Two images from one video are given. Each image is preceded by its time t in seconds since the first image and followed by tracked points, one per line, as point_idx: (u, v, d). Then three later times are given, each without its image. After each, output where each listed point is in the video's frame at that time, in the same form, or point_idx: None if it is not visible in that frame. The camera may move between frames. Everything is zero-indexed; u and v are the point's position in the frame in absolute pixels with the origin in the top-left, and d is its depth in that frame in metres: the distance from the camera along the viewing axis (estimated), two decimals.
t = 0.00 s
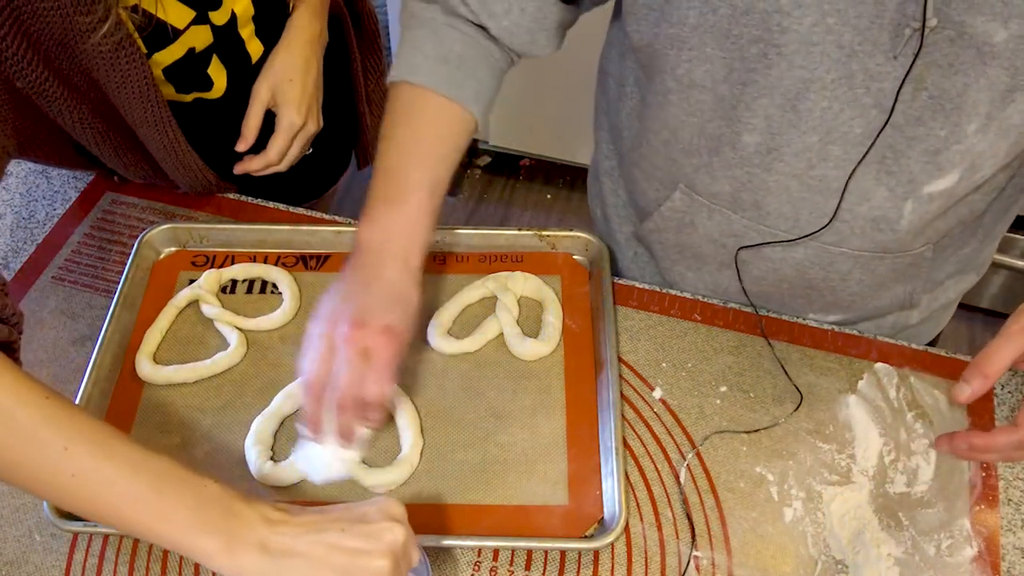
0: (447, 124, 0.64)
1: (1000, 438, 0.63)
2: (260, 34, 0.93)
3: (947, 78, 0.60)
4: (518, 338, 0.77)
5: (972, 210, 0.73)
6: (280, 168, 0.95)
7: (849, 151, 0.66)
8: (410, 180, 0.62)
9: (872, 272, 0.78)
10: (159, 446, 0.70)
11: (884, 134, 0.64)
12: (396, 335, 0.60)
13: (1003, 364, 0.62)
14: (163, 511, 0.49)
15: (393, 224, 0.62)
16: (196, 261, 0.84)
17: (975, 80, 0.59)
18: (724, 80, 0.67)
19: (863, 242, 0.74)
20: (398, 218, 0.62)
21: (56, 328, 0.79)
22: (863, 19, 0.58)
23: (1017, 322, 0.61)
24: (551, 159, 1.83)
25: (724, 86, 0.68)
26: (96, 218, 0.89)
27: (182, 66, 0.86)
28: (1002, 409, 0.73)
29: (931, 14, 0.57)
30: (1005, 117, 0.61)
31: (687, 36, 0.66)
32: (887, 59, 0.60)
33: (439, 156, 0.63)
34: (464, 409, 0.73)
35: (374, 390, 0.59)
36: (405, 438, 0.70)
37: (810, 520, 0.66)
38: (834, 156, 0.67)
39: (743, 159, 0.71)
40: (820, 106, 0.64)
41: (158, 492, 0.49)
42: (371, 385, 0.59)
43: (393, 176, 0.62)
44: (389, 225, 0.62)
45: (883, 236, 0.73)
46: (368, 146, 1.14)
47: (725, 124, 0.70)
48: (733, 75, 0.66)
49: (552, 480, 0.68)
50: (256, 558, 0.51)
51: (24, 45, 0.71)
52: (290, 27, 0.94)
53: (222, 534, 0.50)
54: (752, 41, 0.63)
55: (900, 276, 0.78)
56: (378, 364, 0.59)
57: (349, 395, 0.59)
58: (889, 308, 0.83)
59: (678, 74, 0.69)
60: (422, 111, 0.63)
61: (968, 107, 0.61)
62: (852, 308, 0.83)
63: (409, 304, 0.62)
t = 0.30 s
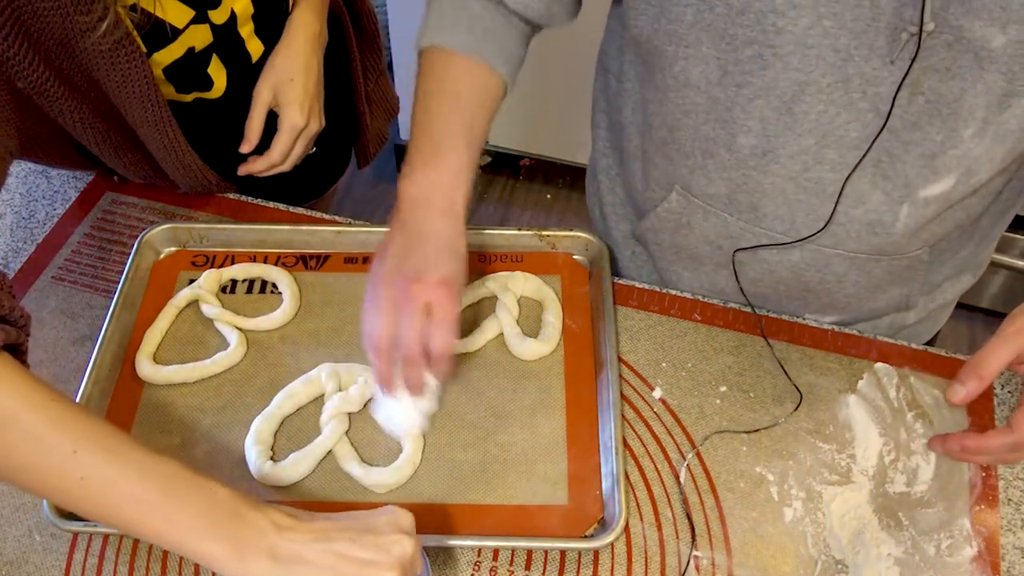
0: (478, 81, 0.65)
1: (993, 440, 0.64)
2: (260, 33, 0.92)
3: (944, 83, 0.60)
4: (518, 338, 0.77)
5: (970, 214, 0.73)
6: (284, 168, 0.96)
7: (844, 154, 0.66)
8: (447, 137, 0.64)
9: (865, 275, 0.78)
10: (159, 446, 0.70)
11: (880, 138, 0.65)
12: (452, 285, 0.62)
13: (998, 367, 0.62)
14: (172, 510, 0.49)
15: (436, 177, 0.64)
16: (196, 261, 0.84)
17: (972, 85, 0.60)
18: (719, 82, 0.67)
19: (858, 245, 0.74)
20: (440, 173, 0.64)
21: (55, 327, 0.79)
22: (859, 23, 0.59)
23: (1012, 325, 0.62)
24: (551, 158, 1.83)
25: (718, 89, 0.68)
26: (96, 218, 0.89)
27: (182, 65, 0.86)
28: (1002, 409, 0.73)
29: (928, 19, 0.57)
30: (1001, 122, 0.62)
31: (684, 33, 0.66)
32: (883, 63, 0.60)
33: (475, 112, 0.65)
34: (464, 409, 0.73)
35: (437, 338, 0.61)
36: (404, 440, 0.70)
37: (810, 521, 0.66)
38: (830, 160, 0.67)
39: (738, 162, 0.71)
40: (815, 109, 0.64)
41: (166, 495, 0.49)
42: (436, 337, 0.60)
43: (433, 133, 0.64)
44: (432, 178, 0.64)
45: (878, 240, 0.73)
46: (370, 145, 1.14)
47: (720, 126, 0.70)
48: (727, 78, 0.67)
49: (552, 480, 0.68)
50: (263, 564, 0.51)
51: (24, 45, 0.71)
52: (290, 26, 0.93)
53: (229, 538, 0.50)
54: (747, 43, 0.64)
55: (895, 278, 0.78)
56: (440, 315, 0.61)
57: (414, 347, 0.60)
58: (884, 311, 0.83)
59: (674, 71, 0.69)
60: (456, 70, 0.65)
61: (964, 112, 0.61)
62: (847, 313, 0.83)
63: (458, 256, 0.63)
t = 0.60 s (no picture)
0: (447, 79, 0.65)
1: (982, 444, 0.64)
2: (261, 28, 0.92)
3: (940, 84, 0.60)
4: (518, 338, 0.77)
5: (968, 215, 0.73)
6: (291, 166, 0.95)
7: (841, 155, 0.67)
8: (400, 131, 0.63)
9: (863, 275, 0.78)
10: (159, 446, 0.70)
11: (878, 139, 0.65)
12: (383, 289, 0.61)
13: (989, 372, 0.62)
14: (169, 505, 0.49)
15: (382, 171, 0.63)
16: (196, 260, 0.84)
17: (967, 87, 0.60)
18: (716, 83, 0.68)
19: (855, 246, 0.74)
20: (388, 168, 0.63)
21: (55, 328, 0.79)
22: (857, 24, 0.59)
23: (1004, 329, 0.61)
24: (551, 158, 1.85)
25: (717, 89, 0.68)
26: (96, 218, 0.89)
27: (183, 61, 0.86)
28: (1002, 409, 0.73)
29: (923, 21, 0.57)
30: (996, 124, 0.62)
31: (682, 35, 0.66)
32: (880, 63, 0.60)
33: (435, 110, 0.64)
34: (464, 409, 0.73)
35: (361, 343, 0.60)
36: (404, 440, 0.70)
37: (810, 521, 0.66)
38: (827, 159, 0.67)
39: (736, 161, 0.71)
40: (813, 109, 0.64)
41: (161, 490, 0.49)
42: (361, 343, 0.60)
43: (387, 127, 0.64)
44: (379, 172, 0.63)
45: (874, 241, 0.73)
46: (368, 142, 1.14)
47: (718, 125, 0.70)
48: (725, 78, 0.67)
49: (552, 479, 0.68)
50: (260, 561, 0.49)
51: (25, 39, 0.72)
52: (291, 23, 0.93)
53: (230, 534, 0.49)
54: (745, 44, 0.64)
55: (893, 277, 0.78)
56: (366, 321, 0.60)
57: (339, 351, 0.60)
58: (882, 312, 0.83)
59: (673, 71, 0.69)
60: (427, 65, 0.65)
61: (959, 114, 0.61)
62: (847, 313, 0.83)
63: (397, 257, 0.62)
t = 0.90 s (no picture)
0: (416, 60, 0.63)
1: (980, 447, 0.64)
2: (261, 18, 0.92)
3: (937, 85, 0.60)
4: (518, 338, 0.77)
5: (965, 215, 0.73)
6: (292, 158, 0.95)
7: (840, 155, 0.67)
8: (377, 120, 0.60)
9: (861, 276, 0.78)
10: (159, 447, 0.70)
11: (876, 139, 0.65)
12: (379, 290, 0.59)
13: (987, 374, 0.62)
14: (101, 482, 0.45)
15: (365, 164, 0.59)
16: (196, 260, 0.84)
17: (964, 88, 0.60)
18: (713, 85, 0.68)
19: (853, 246, 0.74)
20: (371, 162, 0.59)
21: (55, 328, 0.79)
22: (854, 25, 0.59)
23: (1001, 332, 0.61)
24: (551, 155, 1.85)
25: (713, 91, 0.68)
26: (96, 218, 0.89)
27: (179, 44, 0.85)
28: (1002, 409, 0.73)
29: (921, 23, 0.57)
30: (993, 125, 0.62)
31: (679, 35, 0.66)
32: (877, 64, 0.60)
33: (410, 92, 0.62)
34: (465, 409, 0.73)
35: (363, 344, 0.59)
36: (405, 441, 0.70)
37: (810, 521, 0.66)
38: (826, 159, 0.67)
39: (734, 162, 0.71)
40: (811, 110, 0.64)
41: (97, 467, 0.45)
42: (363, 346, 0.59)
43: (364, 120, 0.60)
44: (359, 163, 0.59)
45: (873, 242, 0.73)
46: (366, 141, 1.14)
47: (717, 127, 0.70)
48: (723, 80, 0.67)
49: (552, 480, 0.68)
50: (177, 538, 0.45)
51: (19, 15, 0.71)
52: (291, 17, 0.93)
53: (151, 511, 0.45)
54: (743, 45, 0.64)
55: (890, 278, 0.78)
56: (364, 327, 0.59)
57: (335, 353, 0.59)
58: (882, 312, 0.83)
59: (672, 71, 0.69)
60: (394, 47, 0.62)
61: (957, 114, 0.61)
62: (847, 314, 0.83)
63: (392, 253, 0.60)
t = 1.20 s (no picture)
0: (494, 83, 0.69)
1: (981, 447, 0.63)
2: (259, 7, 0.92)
3: (944, 90, 0.60)
4: (518, 338, 0.77)
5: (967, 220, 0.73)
6: (296, 147, 0.96)
7: (842, 160, 0.67)
8: (453, 121, 0.67)
9: (864, 278, 0.78)
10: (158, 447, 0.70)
11: (880, 145, 0.65)
12: (416, 267, 0.64)
13: (990, 375, 0.62)
14: (23, 433, 0.47)
15: (440, 159, 0.66)
16: (196, 261, 0.84)
17: (972, 93, 0.60)
18: (717, 89, 0.68)
19: (857, 250, 0.74)
20: (441, 158, 0.66)
21: (55, 328, 0.79)
22: (861, 30, 0.59)
23: (1002, 334, 0.61)
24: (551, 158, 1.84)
25: (717, 96, 0.68)
26: (96, 218, 0.89)
27: (177, 28, 0.84)
28: (1002, 408, 0.73)
29: (929, 27, 0.57)
30: (1001, 129, 0.62)
31: (685, 38, 0.66)
32: (884, 70, 0.60)
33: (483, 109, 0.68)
34: (465, 409, 0.73)
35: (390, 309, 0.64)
36: (405, 440, 0.70)
37: (810, 520, 0.66)
38: (830, 165, 0.67)
39: (738, 167, 0.71)
40: (816, 116, 0.64)
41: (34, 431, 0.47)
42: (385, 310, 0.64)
43: (443, 118, 0.67)
44: (432, 158, 0.66)
45: (876, 246, 0.73)
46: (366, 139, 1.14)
47: (719, 132, 0.70)
48: (726, 85, 0.67)
49: (552, 479, 0.68)
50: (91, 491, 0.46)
51: None
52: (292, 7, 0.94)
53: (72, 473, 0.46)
54: (748, 50, 0.64)
55: (892, 281, 0.78)
56: (395, 295, 0.64)
57: (362, 312, 0.65)
58: (884, 316, 0.83)
59: (676, 75, 0.69)
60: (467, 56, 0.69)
61: (963, 119, 0.61)
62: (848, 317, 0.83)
63: (440, 241, 0.65)
